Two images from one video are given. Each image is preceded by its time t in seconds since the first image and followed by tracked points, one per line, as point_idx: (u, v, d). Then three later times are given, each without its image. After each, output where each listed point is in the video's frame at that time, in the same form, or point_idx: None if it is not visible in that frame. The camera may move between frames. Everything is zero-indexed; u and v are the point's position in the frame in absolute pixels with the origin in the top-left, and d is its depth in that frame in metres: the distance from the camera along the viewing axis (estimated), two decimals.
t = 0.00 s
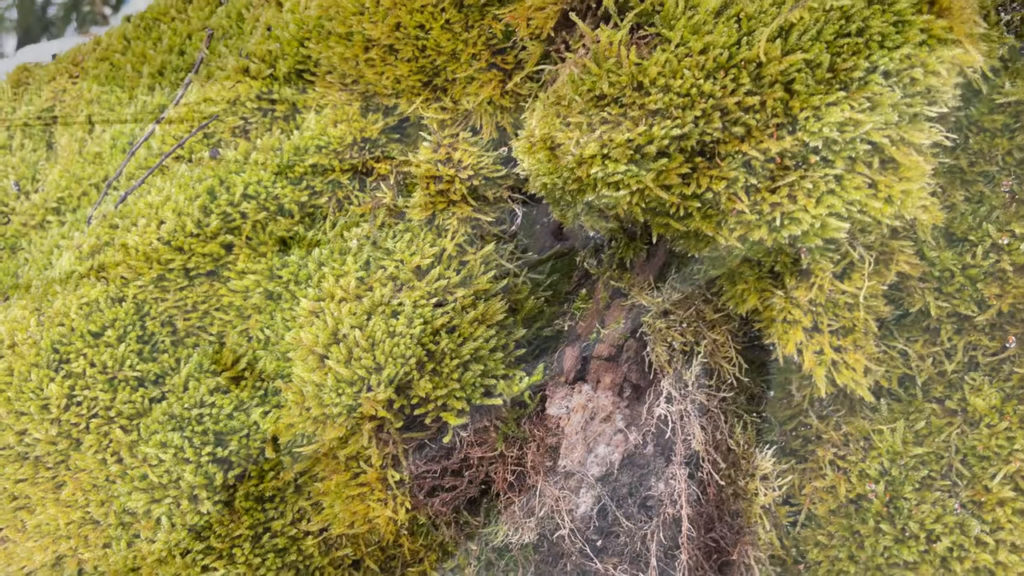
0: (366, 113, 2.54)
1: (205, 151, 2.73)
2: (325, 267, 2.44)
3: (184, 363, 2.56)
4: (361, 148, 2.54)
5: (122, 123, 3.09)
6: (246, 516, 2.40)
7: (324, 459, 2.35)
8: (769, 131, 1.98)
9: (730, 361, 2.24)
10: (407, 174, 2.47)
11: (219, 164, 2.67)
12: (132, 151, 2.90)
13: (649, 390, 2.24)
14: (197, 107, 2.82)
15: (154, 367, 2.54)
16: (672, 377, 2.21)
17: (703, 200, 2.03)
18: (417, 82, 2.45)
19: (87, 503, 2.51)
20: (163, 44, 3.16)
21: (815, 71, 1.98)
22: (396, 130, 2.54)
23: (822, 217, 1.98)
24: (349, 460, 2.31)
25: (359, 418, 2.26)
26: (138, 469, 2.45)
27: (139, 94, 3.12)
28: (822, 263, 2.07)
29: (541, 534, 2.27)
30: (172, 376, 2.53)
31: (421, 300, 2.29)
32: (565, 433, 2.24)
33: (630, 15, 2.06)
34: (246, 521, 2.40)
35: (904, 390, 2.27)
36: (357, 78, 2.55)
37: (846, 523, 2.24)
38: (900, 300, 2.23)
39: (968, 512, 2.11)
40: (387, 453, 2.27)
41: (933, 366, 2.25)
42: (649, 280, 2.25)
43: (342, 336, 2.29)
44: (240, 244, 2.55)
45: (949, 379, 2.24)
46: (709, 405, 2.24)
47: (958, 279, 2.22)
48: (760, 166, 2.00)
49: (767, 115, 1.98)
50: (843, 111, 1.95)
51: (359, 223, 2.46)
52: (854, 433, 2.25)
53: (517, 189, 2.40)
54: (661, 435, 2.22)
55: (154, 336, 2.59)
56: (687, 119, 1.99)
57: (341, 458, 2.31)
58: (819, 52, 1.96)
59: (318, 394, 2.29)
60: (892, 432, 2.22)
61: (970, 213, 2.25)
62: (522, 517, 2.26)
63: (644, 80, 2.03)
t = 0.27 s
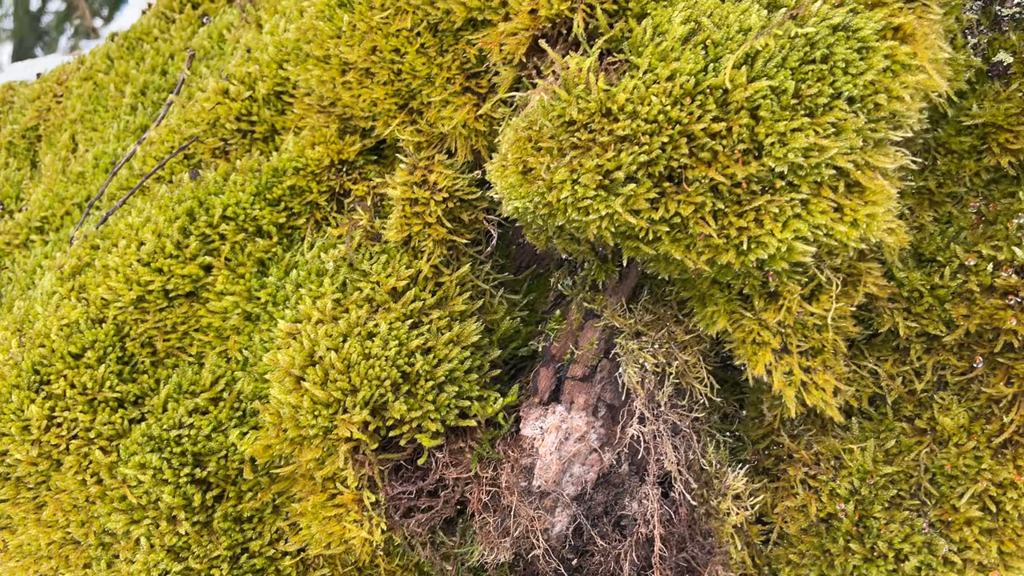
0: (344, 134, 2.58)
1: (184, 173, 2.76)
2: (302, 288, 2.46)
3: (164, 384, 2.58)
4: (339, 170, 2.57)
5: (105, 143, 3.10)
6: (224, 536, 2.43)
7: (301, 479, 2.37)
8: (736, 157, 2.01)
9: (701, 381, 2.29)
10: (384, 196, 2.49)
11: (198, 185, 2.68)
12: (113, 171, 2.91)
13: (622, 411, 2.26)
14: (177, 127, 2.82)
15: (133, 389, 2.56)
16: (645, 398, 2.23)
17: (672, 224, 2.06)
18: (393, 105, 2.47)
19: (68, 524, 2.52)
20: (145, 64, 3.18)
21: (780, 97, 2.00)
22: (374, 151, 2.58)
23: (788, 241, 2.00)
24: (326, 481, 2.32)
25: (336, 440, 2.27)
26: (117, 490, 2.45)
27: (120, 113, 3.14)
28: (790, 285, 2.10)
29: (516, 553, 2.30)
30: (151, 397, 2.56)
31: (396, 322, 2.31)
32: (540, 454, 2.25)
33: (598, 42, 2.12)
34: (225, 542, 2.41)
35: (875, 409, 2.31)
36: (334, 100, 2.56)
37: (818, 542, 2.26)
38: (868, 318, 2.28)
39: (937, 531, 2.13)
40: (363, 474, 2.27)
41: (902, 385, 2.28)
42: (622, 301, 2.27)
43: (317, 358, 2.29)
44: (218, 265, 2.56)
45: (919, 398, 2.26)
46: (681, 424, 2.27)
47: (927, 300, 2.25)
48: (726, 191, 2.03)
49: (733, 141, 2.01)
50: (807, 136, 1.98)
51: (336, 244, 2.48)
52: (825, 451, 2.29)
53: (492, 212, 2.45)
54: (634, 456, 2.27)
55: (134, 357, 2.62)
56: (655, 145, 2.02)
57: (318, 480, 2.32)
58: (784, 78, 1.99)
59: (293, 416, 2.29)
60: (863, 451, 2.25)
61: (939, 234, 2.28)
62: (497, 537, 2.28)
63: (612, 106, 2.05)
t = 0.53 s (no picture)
0: (319, 157, 2.59)
1: (162, 196, 2.77)
2: (277, 311, 2.47)
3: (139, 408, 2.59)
4: (314, 193, 2.59)
5: (84, 164, 3.11)
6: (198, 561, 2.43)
7: (275, 504, 2.37)
8: (702, 184, 2.03)
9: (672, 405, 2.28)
10: (358, 219, 2.50)
11: (174, 208, 2.69)
12: (91, 193, 2.92)
13: (595, 435, 2.28)
14: (155, 150, 2.84)
15: (107, 413, 2.57)
16: (616, 422, 2.24)
17: (640, 250, 2.07)
18: (367, 129, 2.47)
19: (44, 548, 2.50)
20: (125, 85, 3.20)
21: (745, 124, 2.02)
22: (348, 175, 2.59)
23: (754, 266, 2.02)
24: (301, 505, 2.31)
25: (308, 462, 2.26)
26: (93, 514, 2.43)
27: (100, 135, 3.15)
28: (758, 310, 2.12)
29: None
30: (128, 421, 2.56)
31: (369, 346, 2.32)
32: (512, 477, 2.25)
33: (567, 70, 2.14)
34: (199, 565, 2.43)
35: (846, 430, 2.33)
36: (309, 124, 2.57)
37: (789, 565, 2.27)
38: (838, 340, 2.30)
39: (906, 555, 2.16)
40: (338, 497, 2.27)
41: (873, 407, 2.30)
42: (593, 325, 2.28)
43: (291, 383, 2.30)
44: (193, 289, 2.57)
45: (889, 420, 2.28)
46: (654, 448, 2.28)
47: (896, 322, 2.26)
48: (694, 217, 2.04)
49: (700, 167, 2.03)
50: (772, 163, 1.99)
51: (311, 268, 2.49)
52: (796, 474, 2.31)
53: (466, 234, 2.46)
54: (606, 478, 2.28)
55: (110, 381, 2.62)
56: (622, 173, 2.03)
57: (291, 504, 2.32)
58: (749, 106, 2.01)
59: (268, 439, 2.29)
60: (833, 474, 2.27)
61: (908, 256, 2.31)
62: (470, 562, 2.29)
63: (580, 134, 2.07)
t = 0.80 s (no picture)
0: (293, 181, 2.60)
1: (137, 218, 2.77)
2: (250, 335, 2.48)
3: (116, 431, 2.59)
4: (288, 217, 2.60)
5: (62, 184, 3.10)
6: None
7: (249, 527, 2.37)
8: (667, 211, 2.04)
9: (642, 429, 2.28)
10: (331, 243, 2.51)
11: (149, 232, 2.69)
12: (68, 215, 2.92)
13: (567, 458, 2.29)
14: (131, 172, 2.84)
15: (84, 436, 2.56)
16: (587, 445, 2.24)
17: (606, 276, 2.08)
18: (339, 153, 2.48)
19: (19, 572, 2.48)
20: (103, 106, 3.21)
21: (710, 151, 2.03)
22: (322, 198, 2.60)
23: (719, 292, 2.03)
24: (273, 530, 2.31)
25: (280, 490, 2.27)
26: (68, 538, 2.42)
27: (78, 155, 3.16)
28: (725, 334, 2.13)
29: None
30: (103, 444, 2.56)
31: (340, 371, 2.32)
32: (484, 502, 2.25)
33: (534, 97, 2.16)
34: None
35: (817, 452, 2.34)
36: (283, 147, 2.58)
37: None
38: (808, 364, 2.31)
39: None
40: (310, 522, 2.27)
41: (843, 429, 2.31)
42: (563, 349, 2.29)
43: (263, 408, 2.30)
44: (167, 312, 2.57)
45: (859, 442, 2.29)
46: (625, 471, 2.29)
47: (865, 345, 2.27)
48: (659, 243, 2.06)
49: (665, 194, 2.04)
50: (736, 190, 2.01)
51: (284, 291, 2.50)
52: (766, 496, 2.32)
53: (439, 258, 2.47)
54: (578, 502, 2.30)
55: (85, 404, 2.62)
56: (587, 200, 2.05)
57: (264, 529, 2.32)
58: (713, 133, 2.02)
59: (240, 465, 2.29)
60: (803, 496, 2.28)
61: (877, 279, 2.32)
62: None
63: (546, 161, 2.09)
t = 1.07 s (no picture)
0: (274, 196, 2.59)
1: (119, 233, 2.77)
2: (230, 351, 2.47)
3: (97, 446, 2.56)
4: (268, 232, 2.59)
5: (45, 198, 3.09)
6: None
7: (229, 544, 2.36)
8: (644, 227, 2.04)
9: (622, 444, 2.28)
10: (312, 258, 2.51)
11: (130, 247, 2.69)
12: (51, 229, 2.91)
13: (548, 474, 2.28)
14: (113, 187, 2.83)
15: (65, 452, 2.54)
16: (567, 461, 2.24)
17: (584, 292, 2.08)
18: (319, 168, 2.48)
19: None
20: (87, 119, 3.21)
21: (686, 168, 2.04)
22: (303, 213, 2.59)
23: (696, 308, 2.03)
24: (253, 548, 2.30)
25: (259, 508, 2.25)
26: (47, 556, 2.40)
27: (62, 169, 3.15)
28: (703, 350, 2.13)
29: None
30: (83, 460, 2.53)
31: (319, 387, 2.31)
32: (464, 518, 2.23)
33: (511, 113, 2.15)
34: None
35: (798, 466, 2.33)
36: (263, 162, 2.58)
37: None
38: (787, 378, 2.31)
39: None
40: (290, 539, 2.25)
41: (823, 443, 2.30)
42: (543, 364, 2.28)
43: (242, 425, 2.28)
44: (148, 328, 2.56)
45: (839, 456, 2.29)
46: (605, 486, 2.29)
47: (844, 359, 2.27)
48: (636, 259, 2.05)
49: (641, 211, 2.04)
50: (712, 207, 2.02)
51: (264, 307, 2.49)
52: (747, 511, 2.32)
53: (419, 273, 2.46)
54: (559, 517, 2.29)
55: (66, 421, 2.60)
56: (564, 217, 2.04)
57: (244, 546, 2.31)
58: (689, 150, 2.03)
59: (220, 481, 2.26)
60: (784, 510, 2.28)
61: (856, 293, 2.33)
62: None
63: (523, 177, 2.07)
